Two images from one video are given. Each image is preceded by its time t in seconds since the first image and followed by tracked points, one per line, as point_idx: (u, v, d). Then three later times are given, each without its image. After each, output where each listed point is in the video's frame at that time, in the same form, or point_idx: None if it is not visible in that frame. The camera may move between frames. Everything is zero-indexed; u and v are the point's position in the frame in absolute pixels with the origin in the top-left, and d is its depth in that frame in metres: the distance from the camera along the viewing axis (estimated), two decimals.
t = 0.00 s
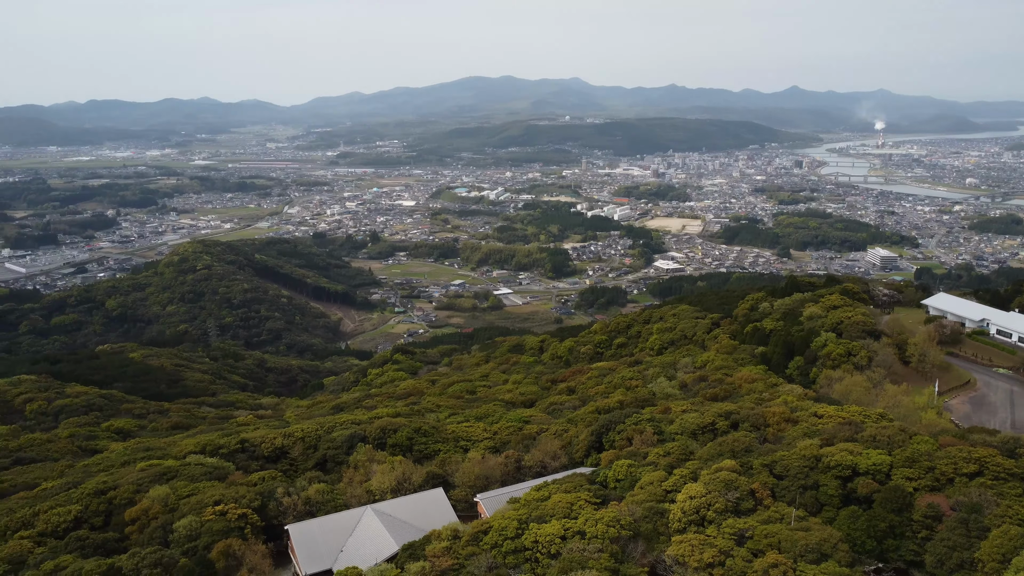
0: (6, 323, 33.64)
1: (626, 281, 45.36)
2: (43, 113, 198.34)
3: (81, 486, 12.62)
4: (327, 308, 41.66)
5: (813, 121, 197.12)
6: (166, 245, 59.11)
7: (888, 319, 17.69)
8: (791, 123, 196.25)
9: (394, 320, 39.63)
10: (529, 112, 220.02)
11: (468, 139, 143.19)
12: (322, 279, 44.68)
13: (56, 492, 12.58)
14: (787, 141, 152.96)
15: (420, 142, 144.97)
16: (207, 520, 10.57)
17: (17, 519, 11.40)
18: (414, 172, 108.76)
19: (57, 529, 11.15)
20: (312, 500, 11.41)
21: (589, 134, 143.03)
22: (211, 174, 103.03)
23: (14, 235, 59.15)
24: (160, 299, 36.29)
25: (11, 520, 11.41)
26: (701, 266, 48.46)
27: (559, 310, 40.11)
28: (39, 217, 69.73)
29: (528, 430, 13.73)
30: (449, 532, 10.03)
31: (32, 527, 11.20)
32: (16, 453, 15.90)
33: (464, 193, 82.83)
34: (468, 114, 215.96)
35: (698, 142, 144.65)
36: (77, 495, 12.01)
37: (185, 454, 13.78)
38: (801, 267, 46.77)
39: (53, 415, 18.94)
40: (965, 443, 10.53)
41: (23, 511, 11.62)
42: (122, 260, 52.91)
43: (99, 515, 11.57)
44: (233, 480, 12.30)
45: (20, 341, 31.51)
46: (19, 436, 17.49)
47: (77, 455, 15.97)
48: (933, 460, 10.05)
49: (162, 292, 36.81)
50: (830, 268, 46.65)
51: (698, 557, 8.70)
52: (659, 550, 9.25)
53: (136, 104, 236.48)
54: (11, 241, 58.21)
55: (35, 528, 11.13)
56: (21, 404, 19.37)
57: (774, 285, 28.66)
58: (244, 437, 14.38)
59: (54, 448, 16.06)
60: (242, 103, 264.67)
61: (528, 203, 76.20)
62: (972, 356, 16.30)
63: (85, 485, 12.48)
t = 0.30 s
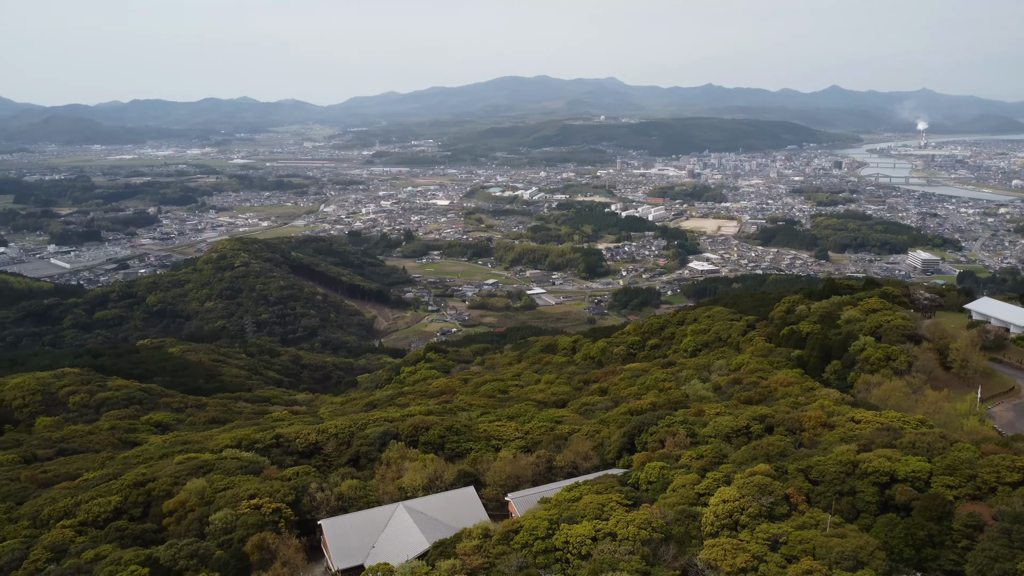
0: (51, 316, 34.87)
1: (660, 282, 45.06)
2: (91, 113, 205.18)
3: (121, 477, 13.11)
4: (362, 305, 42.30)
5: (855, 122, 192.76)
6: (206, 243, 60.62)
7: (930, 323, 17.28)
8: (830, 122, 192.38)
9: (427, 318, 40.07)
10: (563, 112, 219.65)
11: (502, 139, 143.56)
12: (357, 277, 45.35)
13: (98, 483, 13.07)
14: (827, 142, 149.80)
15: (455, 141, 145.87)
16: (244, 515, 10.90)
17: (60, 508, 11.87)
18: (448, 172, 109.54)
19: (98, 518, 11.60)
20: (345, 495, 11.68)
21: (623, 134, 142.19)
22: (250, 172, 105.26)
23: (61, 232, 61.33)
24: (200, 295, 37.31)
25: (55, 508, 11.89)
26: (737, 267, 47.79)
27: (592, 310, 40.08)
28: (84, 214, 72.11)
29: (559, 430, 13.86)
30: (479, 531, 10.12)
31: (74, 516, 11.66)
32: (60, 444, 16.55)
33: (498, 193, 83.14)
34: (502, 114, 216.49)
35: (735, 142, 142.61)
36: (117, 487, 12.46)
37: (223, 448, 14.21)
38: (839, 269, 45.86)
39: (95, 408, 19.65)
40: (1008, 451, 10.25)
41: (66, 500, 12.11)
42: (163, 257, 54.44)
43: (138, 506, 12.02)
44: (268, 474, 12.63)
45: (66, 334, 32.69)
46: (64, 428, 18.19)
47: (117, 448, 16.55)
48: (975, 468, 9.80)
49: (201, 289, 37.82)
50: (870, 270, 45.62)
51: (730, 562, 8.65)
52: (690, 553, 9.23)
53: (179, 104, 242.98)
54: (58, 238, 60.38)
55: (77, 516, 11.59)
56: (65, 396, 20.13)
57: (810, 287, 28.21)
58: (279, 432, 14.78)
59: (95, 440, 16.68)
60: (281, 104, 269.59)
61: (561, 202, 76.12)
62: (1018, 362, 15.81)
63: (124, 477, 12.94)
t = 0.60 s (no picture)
0: (96, 311, 36.20)
1: (694, 284, 44.60)
2: (137, 113, 211.65)
3: (160, 470, 13.61)
4: (396, 304, 42.87)
5: (898, 121, 187.72)
6: (244, 240, 62.12)
7: (974, 328, 16.77)
8: (872, 121, 187.78)
9: (461, 317, 40.43)
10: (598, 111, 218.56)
11: (536, 139, 143.56)
12: (391, 276, 45.96)
13: (137, 475, 13.60)
14: (868, 142, 146.26)
15: (489, 141, 146.51)
16: (278, 509, 11.23)
17: (102, 498, 12.39)
18: (481, 172, 109.99)
19: (138, 510, 12.08)
20: (378, 492, 11.93)
21: (658, 134, 140.91)
22: (287, 172, 107.35)
23: (105, 229, 63.50)
24: (238, 292, 38.32)
25: (97, 499, 12.42)
26: (773, 269, 47.04)
27: (625, 310, 39.92)
28: (127, 211, 74.45)
29: (591, 431, 13.92)
30: (510, 530, 10.25)
31: (114, 507, 12.16)
32: (102, 436, 17.23)
33: (531, 193, 83.24)
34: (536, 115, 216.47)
35: (773, 142, 140.08)
36: (156, 479, 12.95)
37: (258, 443, 14.64)
38: (879, 272, 44.80)
39: (135, 401, 20.38)
40: None
41: (107, 491, 12.62)
42: (202, 254, 55.95)
43: (176, 498, 12.48)
44: (302, 470, 12.99)
45: (110, 329, 33.92)
46: (107, 420, 18.93)
47: (156, 440, 17.17)
48: (1019, 477, 9.53)
49: (239, 286, 38.80)
50: (911, 273, 44.44)
51: (763, 567, 8.60)
52: (723, 558, 9.19)
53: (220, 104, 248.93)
54: (103, 235, 62.54)
55: (117, 507, 12.09)
56: (107, 389, 20.90)
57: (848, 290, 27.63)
58: (313, 429, 15.16)
59: (135, 433, 17.32)
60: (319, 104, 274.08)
61: (595, 203, 75.81)
62: None
63: (163, 469, 13.45)
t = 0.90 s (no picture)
0: (137, 306, 37.43)
1: (730, 286, 44.00)
2: (179, 113, 217.68)
3: (197, 463, 14.08)
4: (430, 302, 43.33)
5: (943, 121, 182.25)
6: (281, 238, 63.46)
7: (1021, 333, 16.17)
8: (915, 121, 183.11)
9: (494, 317, 40.64)
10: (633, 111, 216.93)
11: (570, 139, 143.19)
12: (426, 275, 46.43)
13: (175, 468, 14.09)
14: (911, 142, 142.41)
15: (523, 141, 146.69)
16: (311, 504, 11.54)
17: (141, 490, 12.87)
18: (515, 172, 110.15)
19: (175, 502, 12.52)
20: (410, 489, 12.16)
21: (694, 133, 139.29)
22: (324, 171, 109.21)
23: (148, 226, 65.57)
24: (274, 290, 39.20)
25: (136, 491, 12.90)
26: (811, 272, 46.16)
27: (659, 311, 39.62)
28: (168, 209, 76.63)
29: (623, 432, 13.93)
30: (541, 530, 10.34)
31: (153, 499, 12.62)
32: (141, 429, 17.86)
33: (565, 193, 83.16)
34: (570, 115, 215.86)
35: (812, 142, 137.26)
36: (194, 472, 13.41)
37: (293, 439, 15.04)
38: (920, 275, 43.59)
39: (174, 395, 21.07)
40: None
41: (146, 483, 13.11)
42: (240, 251, 57.33)
43: (212, 492, 12.89)
44: (335, 466, 13.31)
45: (151, 323, 35.03)
46: (146, 413, 19.62)
47: (194, 434, 17.74)
48: None
49: (275, 284, 39.70)
50: (954, 277, 43.15)
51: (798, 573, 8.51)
52: (757, 563, 9.13)
53: (260, 104, 254.28)
54: (145, 232, 64.59)
55: (156, 499, 12.55)
56: (147, 383, 21.65)
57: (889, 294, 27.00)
58: (346, 425, 15.49)
59: (173, 427, 17.91)
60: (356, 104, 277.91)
61: (630, 203, 75.34)
62: None
63: (201, 463, 13.91)
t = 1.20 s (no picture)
0: (176, 302, 38.62)
1: (766, 288, 43.31)
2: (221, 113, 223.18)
3: (233, 457, 14.54)
4: (463, 302, 43.68)
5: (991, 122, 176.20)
6: (317, 236, 64.67)
7: None
8: (961, 121, 177.46)
9: (527, 316, 40.77)
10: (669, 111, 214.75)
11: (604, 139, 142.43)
12: (460, 274, 46.80)
13: (212, 461, 14.57)
14: (957, 143, 137.97)
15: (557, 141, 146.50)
16: (344, 500, 11.83)
17: (178, 483, 13.38)
18: (550, 172, 110.10)
19: (211, 495, 12.96)
20: (441, 487, 12.38)
21: (731, 133, 137.29)
22: (360, 170, 110.85)
23: (188, 224, 67.50)
24: (310, 287, 40.02)
25: (173, 483, 13.40)
26: (850, 275, 45.16)
27: (694, 313, 39.25)
28: (207, 207, 78.71)
29: (656, 434, 13.93)
30: (571, 531, 10.43)
31: (190, 491, 13.10)
32: (180, 423, 18.50)
33: (600, 193, 82.84)
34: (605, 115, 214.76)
35: (853, 142, 134.06)
36: (230, 466, 13.87)
37: (326, 435, 15.41)
38: (964, 279, 42.30)
39: (211, 390, 21.74)
40: None
41: (183, 476, 13.62)
42: (277, 249, 58.59)
43: (247, 485, 13.30)
44: (368, 462, 13.61)
45: (189, 319, 36.11)
46: (185, 407, 20.29)
47: (231, 428, 18.29)
48: None
49: (311, 281, 40.51)
50: (999, 281, 41.75)
51: None
52: (791, 568, 9.07)
53: (298, 104, 259.01)
54: (185, 230, 66.51)
55: (192, 491, 13.03)
56: (185, 378, 22.40)
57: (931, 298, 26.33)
58: (379, 422, 15.80)
59: (211, 421, 18.50)
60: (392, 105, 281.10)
61: (664, 203, 74.71)
62: None
63: (236, 457, 14.37)
